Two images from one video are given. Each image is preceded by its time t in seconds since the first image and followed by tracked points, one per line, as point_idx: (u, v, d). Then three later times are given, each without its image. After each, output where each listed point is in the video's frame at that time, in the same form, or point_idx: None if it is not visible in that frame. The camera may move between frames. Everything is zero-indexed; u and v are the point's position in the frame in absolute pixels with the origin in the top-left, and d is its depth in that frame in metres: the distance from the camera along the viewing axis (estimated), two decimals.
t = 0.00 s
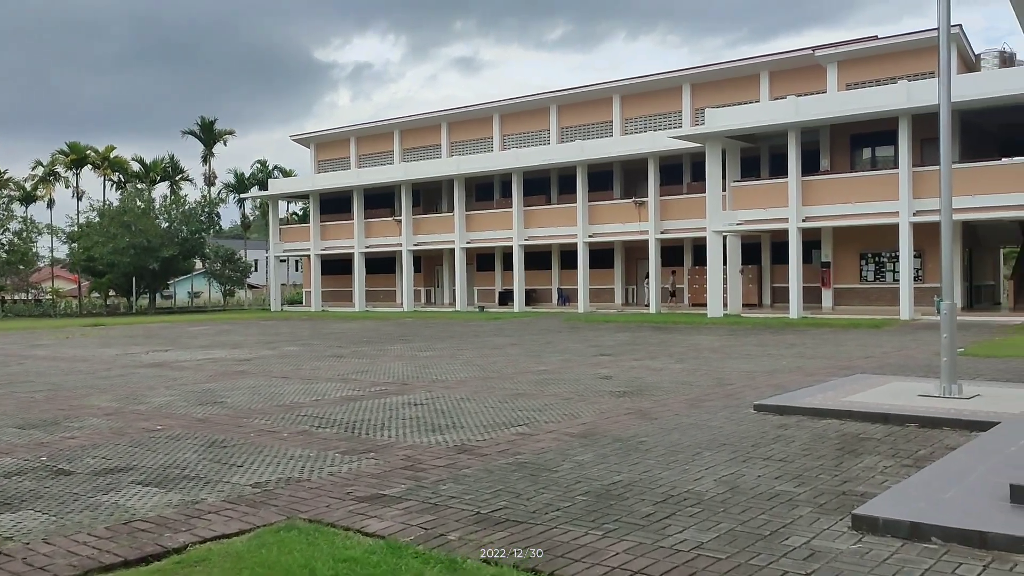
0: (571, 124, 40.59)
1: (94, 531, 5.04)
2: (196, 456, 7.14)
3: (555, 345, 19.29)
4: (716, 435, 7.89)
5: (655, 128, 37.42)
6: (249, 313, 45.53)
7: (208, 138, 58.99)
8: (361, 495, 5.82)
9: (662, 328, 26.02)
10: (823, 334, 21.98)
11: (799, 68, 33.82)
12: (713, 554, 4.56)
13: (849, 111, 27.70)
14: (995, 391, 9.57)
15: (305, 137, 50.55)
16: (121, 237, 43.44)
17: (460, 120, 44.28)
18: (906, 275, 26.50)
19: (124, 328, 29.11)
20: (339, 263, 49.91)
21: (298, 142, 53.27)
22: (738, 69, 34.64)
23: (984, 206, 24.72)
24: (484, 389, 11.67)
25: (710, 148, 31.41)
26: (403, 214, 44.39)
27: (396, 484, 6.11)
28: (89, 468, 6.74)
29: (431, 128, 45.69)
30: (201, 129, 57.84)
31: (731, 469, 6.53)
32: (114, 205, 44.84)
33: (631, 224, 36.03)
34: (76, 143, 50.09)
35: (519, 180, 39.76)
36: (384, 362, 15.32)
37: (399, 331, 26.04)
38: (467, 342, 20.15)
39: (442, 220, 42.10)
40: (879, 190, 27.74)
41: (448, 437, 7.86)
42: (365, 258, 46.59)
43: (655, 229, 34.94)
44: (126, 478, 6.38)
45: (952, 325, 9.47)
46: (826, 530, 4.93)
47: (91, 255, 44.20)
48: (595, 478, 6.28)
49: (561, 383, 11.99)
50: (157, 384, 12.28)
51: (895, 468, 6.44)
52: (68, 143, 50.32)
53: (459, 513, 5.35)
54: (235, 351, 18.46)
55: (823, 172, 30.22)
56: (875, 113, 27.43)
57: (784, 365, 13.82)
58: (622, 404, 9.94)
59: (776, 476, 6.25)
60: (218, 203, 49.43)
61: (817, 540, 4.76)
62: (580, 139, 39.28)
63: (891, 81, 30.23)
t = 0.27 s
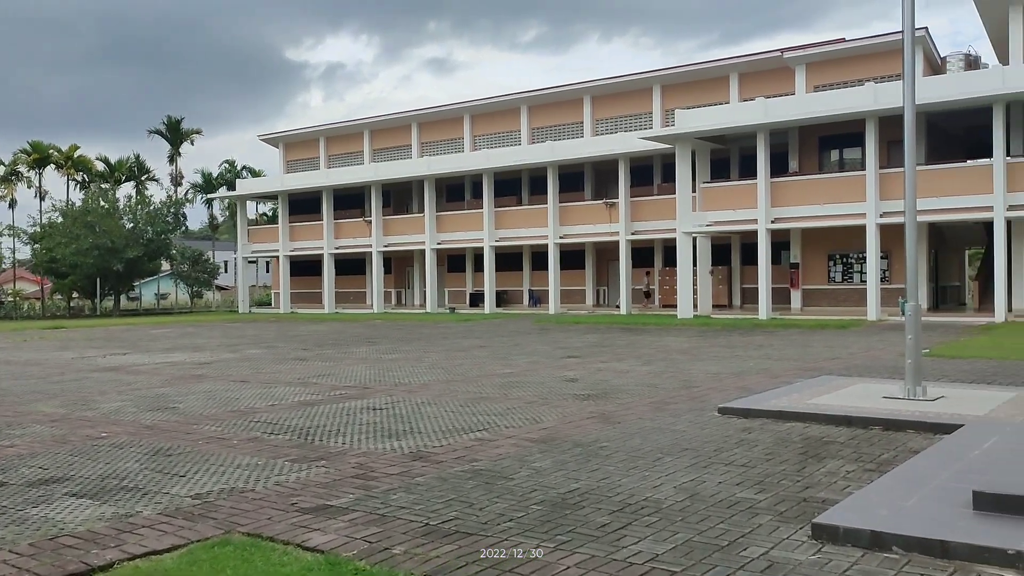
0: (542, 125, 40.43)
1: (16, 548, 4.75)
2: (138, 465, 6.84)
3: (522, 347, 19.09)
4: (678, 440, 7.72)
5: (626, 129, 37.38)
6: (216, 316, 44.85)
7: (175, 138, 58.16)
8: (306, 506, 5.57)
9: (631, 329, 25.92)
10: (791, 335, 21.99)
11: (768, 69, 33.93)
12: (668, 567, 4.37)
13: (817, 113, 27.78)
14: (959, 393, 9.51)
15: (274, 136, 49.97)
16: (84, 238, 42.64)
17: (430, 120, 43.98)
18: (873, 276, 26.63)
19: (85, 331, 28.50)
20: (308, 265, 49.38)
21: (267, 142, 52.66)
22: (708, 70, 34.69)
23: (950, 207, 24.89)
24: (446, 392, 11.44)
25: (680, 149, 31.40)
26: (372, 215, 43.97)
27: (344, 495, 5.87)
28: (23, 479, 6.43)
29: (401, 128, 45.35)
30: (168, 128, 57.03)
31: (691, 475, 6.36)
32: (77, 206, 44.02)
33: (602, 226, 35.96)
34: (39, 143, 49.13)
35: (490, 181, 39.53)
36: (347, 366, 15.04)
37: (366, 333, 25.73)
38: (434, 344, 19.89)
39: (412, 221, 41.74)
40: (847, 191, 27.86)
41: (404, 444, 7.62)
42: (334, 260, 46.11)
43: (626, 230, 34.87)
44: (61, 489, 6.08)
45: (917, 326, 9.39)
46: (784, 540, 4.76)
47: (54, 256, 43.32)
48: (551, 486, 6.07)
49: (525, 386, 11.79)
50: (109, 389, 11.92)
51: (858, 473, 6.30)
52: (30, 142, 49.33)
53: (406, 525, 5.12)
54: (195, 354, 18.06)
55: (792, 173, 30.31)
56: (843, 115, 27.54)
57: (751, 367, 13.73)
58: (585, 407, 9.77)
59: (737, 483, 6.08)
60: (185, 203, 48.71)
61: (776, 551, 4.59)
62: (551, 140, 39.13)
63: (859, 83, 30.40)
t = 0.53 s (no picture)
0: (512, 126, 40.26)
1: None
2: (74, 474, 6.56)
3: (488, 349, 18.90)
4: (637, 444, 7.56)
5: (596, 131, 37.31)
6: (181, 318, 44.16)
7: (141, 137, 57.27)
8: (245, 517, 5.33)
9: (599, 331, 25.81)
10: (758, 337, 21.99)
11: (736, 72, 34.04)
12: None
13: (785, 115, 27.87)
14: (922, 395, 9.45)
15: (242, 136, 49.34)
16: (46, 239, 41.81)
17: (400, 121, 43.63)
18: (840, 278, 26.74)
19: (44, 334, 27.88)
20: (276, 267, 48.80)
21: (234, 142, 52.01)
22: (677, 72, 34.74)
23: (915, 209, 25.07)
24: (406, 395, 11.21)
25: (649, 150, 31.38)
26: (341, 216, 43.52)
27: (287, 504, 5.64)
28: None
29: (370, 128, 44.97)
30: (133, 128, 56.17)
31: (648, 481, 6.19)
32: (38, 206, 43.16)
33: (572, 227, 35.86)
34: None
35: (460, 182, 39.29)
36: (308, 369, 14.75)
37: (332, 335, 25.39)
38: (399, 346, 19.63)
39: (381, 222, 41.36)
40: (814, 193, 27.97)
41: (355, 449, 7.39)
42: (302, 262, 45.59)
43: (596, 231, 34.80)
44: None
45: (879, 326, 9.32)
46: (739, 548, 4.60)
47: (14, 257, 42.43)
48: (503, 492, 5.88)
49: (487, 389, 11.60)
50: (58, 394, 11.56)
51: (817, 477, 6.16)
52: None
53: (348, 536, 4.90)
54: (154, 358, 17.65)
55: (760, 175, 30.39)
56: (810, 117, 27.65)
57: (717, 368, 13.64)
58: (546, 410, 9.59)
59: (694, 488, 5.92)
60: (150, 204, 47.94)
61: (729, 560, 4.42)
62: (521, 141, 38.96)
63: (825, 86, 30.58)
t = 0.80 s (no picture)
0: (486, 127, 40.06)
1: None
2: (14, 484, 6.28)
3: (459, 351, 18.68)
4: (602, 448, 7.38)
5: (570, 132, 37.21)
6: (150, 321, 43.48)
7: (110, 137, 56.45)
8: (188, 530, 5.09)
9: (573, 333, 25.68)
10: (731, 338, 21.93)
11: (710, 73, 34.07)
12: None
13: (758, 117, 27.90)
14: (891, 397, 9.36)
15: (213, 136, 48.76)
16: (11, 240, 41.01)
17: (373, 121, 43.28)
18: (812, 279, 26.81)
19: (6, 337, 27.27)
20: (248, 268, 48.24)
21: (206, 142, 51.40)
22: (650, 74, 34.72)
23: (886, 211, 25.18)
24: (371, 399, 10.98)
25: (623, 151, 31.32)
26: (314, 217, 43.09)
27: (234, 515, 5.40)
28: None
29: (344, 129, 44.57)
30: (102, 128, 55.34)
31: (612, 487, 6.01)
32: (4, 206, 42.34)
33: (546, 228, 35.72)
34: None
35: (434, 183, 39.02)
36: (273, 372, 14.47)
37: (302, 338, 25.05)
38: (369, 349, 19.36)
39: (354, 223, 40.98)
40: (787, 195, 28.03)
41: (312, 456, 7.15)
42: (275, 263, 45.08)
43: (570, 233, 34.68)
44: None
45: (849, 328, 9.22)
46: (701, 559, 4.43)
47: None
48: (461, 501, 5.67)
49: (454, 392, 11.39)
50: (11, 399, 11.20)
51: (784, 483, 6.01)
52: None
53: (294, 549, 4.67)
54: (116, 361, 17.25)
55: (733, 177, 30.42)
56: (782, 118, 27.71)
57: (688, 370, 13.53)
58: (512, 414, 9.40)
59: (659, 495, 5.74)
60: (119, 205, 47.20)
61: (691, 573, 4.25)
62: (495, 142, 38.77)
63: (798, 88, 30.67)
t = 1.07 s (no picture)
0: (464, 127, 39.82)
1: None
2: None
3: (434, 353, 18.46)
4: (571, 454, 7.17)
5: (548, 132, 37.05)
6: (124, 322, 42.88)
7: (84, 136, 55.70)
8: (131, 543, 4.86)
9: (549, 333, 25.50)
10: (708, 339, 21.83)
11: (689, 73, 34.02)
12: None
13: (735, 117, 27.85)
14: (867, 399, 9.23)
15: (188, 136, 48.20)
16: None
17: (350, 121, 42.95)
18: (789, 279, 26.80)
19: None
20: (224, 269, 47.71)
21: (181, 142, 50.82)
22: (629, 74, 34.63)
23: (863, 211, 25.22)
24: (339, 401, 10.73)
25: (601, 151, 31.20)
26: (290, 217, 42.67)
27: (181, 527, 5.16)
28: None
29: (321, 128, 44.18)
30: (75, 127, 54.57)
31: (579, 495, 5.80)
32: None
33: (525, 228, 35.54)
34: None
35: (411, 183, 38.74)
36: (241, 375, 14.17)
37: (276, 339, 24.72)
38: (343, 350, 19.08)
39: (331, 223, 40.62)
40: (764, 195, 28.00)
41: (271, 463, 6.90)
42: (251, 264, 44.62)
43: (549, 233, 34.52)
44: None
45: (824, 328, 9.08)
46: (666, 572, 4.23)
47: None
48: (422, 510, 5.44)
49: (424, 395, 11.15)
50: None
51: (756, 490, 5.83)
52: None
53: (241, 564, 4.44)
54: (82, 364, 16.86)
55: (711, 177, 30.36)
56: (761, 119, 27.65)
57: (663, 372, 13.37)
58: (482, 418, 9.18)
59: (627, 503, 5.54)
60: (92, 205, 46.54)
61: None
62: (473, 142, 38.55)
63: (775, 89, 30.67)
